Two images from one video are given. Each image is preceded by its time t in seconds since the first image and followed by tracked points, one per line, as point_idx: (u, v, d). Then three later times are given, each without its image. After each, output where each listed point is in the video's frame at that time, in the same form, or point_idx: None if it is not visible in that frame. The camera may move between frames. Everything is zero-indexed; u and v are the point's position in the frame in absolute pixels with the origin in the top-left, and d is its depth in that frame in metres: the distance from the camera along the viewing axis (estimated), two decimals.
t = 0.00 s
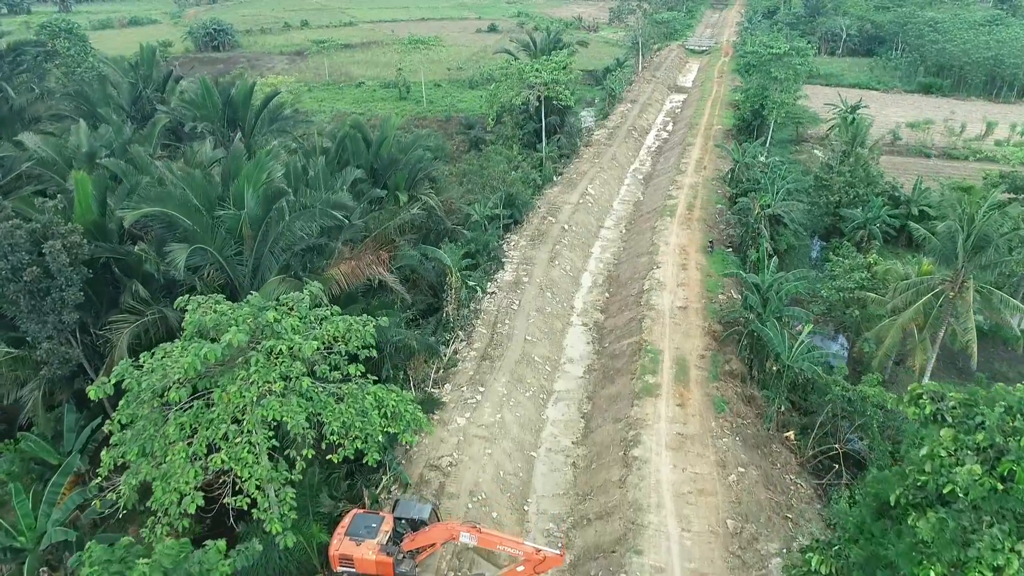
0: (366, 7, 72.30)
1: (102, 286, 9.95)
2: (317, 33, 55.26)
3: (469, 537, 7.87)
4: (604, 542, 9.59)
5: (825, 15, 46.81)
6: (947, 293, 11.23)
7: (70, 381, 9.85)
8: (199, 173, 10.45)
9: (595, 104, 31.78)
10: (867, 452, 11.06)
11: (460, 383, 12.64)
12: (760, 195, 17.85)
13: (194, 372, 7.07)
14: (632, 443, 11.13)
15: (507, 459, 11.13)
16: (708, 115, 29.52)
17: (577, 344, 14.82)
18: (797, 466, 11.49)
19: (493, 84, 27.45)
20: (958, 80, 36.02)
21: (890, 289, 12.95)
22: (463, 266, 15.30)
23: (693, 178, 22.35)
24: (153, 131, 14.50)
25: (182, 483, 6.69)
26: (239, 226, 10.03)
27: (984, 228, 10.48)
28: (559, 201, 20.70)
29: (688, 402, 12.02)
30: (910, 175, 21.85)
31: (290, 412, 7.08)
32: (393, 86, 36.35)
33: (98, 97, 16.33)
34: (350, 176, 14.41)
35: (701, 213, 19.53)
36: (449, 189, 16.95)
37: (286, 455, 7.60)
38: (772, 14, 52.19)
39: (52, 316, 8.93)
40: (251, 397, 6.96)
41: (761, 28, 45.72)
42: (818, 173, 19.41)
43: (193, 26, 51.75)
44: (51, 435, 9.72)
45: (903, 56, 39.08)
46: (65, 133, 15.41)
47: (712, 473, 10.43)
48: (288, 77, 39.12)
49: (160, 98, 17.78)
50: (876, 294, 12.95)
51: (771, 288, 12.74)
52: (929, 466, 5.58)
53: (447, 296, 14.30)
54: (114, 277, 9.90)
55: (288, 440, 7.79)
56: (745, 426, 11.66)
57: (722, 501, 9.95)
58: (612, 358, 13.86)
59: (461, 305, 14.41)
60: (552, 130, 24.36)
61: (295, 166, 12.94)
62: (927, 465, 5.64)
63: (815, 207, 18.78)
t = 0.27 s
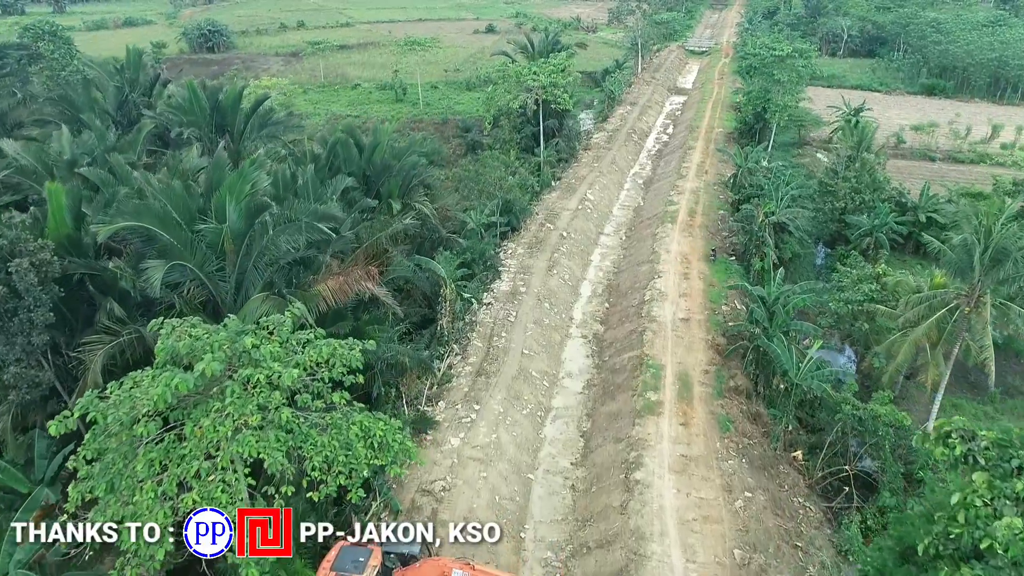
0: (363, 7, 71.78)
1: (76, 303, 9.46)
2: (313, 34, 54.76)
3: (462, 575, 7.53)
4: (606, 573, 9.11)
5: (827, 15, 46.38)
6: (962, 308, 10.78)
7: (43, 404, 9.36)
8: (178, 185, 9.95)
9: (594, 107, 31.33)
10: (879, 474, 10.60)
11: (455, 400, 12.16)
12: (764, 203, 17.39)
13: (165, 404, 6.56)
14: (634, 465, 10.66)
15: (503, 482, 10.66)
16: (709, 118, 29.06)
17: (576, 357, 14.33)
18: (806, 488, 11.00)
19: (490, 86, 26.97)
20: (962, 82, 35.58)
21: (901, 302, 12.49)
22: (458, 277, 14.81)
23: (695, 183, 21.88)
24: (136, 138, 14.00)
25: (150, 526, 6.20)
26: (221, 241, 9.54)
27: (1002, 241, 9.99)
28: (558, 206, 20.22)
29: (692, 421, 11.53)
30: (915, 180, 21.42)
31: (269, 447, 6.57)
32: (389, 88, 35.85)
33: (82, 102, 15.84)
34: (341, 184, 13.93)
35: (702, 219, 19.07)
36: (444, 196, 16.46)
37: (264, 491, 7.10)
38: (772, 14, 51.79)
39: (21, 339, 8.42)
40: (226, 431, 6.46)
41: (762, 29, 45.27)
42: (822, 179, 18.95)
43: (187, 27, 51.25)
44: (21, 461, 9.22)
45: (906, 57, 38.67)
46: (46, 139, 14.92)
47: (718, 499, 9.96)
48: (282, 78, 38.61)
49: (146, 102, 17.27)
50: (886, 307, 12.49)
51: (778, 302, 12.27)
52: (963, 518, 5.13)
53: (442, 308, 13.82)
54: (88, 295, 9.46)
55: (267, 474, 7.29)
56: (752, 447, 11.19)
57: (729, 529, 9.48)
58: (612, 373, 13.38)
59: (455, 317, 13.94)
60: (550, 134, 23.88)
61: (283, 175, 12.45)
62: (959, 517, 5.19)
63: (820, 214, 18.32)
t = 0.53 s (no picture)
0: (356, 8, 71.25)
1: (42, 324, 8.98)
2: (305, 35, 54.18)
3: None
4: None
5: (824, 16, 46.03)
6: (974, 322, 10.36)
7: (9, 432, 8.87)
8: (152, 198, 9.45)
9: (589, 109, 30.87)
10: (888, 497, 10.16)
11: (446, 420, 11.67)
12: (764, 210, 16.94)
13: (128, 442, 6.03)
14: (633, 490, 10.17)
15: (496, 508, 10.17)
16: (706, 120, 28.63)
17: (572, 372, 13.85)
18: (812, 511, 10.56)
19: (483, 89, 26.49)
20: (960, 83, 35.22)
21: (908, 315, 12.05)
22: (449, 289, 14.33)
23: (692, 188, 21.45)
24: (115, 145, 13.48)
25: None
26: (197, 257, 9.04)
27: (1016, 254, 9.54)
28: (553, 213, 19.75)
29: (693, 441, 11.06)
30: (917, 185, 21.02)
31: (240, 491, 6.05)
32: (381, 90, 35.34)
33: (60, 108, 15.32)
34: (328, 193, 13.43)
35: (701, 226, 18.62)
36: (435, 204, 15.98)
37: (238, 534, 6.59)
38: (768, 15, 51.43)
39: None
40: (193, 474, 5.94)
41: (758, 29, 44.89)
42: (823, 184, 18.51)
43: (177, 28, 50.61)
44: None
45: (903, 58, 38.32)
46: (21, 147, 14.39)
47: (721, 525, 9.50)
48: (273, 81, 38.08)
49: (128, 107, 16.74)
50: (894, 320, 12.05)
51: (782, 315, 11.82)
52: None
53: (432, 321, 13.33)
54: (56, 315, 8.98)
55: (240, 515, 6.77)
56: (755, 468, 10.73)
57: (734, 559, 9.02)
58: (609, 388, 12.91)
59: (447, 331, 13.45)
60: (545, 138, 23.41)
61: (266, 185, 11.94)
62: None
63: (821, 220, 17.88)
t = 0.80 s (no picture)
0: (348, 8, 70.67)
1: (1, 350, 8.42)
2: (296, 36, 53.56)
3: None
4: None
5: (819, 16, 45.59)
6: (988, 340, 9.87)
7: None
8: (121, 214, 8.89)
9: (583, 112, 30.39)
10: (898, 523, 9.61)
11: (435, 443, 11.14)
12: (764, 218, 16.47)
13: (76, 495, 5.45)
14: (631, 519, 9.65)
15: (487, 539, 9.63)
16: (701, 123, 28.17)
17: (567, 388, 13.32)
18: (819, 539, 9.97)
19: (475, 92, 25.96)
20: (957, 84, 34.87)
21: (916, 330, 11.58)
22: (439, 302, 13.79)
23: (689, 193, 20.96)
24: (89, 154, 12.90)
25: None
26: (168, 277, 8.50)
27: None
28: (546, 220, 19.25)
29: (693, 464, 10.55)
30: (917, 189, 20.61)
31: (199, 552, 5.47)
32: (372, 93, 34.79)
33: (33, 115, 14.72)
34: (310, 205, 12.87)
35: (698, 234, 18.14)
36: (425, 214, 15.45)
37: None
38: (762, 15, 51.07)
39: None
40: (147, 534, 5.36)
41: (753, 30, 44.49)
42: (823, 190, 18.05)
43: (165, 29, 49.92)
44: None
45: (900, 59, 37.97)
46: None
47: (725, 558, 8.99)
48: (262, 83, 37.49)
49: (106, 113, 16.16)
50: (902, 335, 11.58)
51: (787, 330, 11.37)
52: None
53: (421, 337, 12.79)
54: (16, 340, 8.43)
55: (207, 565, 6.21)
56: (760, 493, 10.23)
57: None
58: (605, 407, 12.39)
59: (436, 347, 12.91)
60: (538, 141, 22.91)
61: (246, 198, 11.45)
62: None
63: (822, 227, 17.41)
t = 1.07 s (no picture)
0: (341, 8, 70.09)
1: None
2: (288, 37, 53.01)
3: None
4: None
5: (816, 16, 45.23)
6: (1003, 359, 9.41)
7: None
8: (90, 232, 8.37)
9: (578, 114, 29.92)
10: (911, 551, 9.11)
11: (426, 467, 10.66)
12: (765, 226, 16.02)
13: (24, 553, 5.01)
14: (631, 549, 9.18)
15: (480, 570, 9.15)
16: (699, 125, 27.74)
17: (563, 404, 12.83)
18: (828, 566, 9.55)
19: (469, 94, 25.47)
20: (956, 86, 34.52)
21: (926, 345, 11.14)
22: (430, 315, 13.30)
23: (687, 199, 20.52)
24: (63, 163, 12.37)
25: None
26: (138, 299, 7.99)
27: None
28: (541, 227, 18.77)
29: (696, 489, 10.08)
30: (920, 194, 20.24)
31: None
32: (363, 95, 34.26)
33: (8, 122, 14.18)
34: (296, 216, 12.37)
35: (697, 241, 17.68)
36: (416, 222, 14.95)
37: None
38: (758, 15, 50.71)
39: None
40: None
41: (749, 31, 44.10)
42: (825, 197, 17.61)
43: (155, 30, 49.29)
44: None
45: (897, 60, 37.62)
46: None
47: None
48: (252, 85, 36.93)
49: (85, 119, 15.63)
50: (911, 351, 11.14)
51: (792, 346, 10.93)
52: None
53: (411, 353, 12.28)
54: None
55: None
56: (765, 519, 9.77)
57: None
58: (603, 425, 11.93)
59: (427, 363, 12.42)
60: (533, 146, 22.44)
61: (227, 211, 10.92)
62: None
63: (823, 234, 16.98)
